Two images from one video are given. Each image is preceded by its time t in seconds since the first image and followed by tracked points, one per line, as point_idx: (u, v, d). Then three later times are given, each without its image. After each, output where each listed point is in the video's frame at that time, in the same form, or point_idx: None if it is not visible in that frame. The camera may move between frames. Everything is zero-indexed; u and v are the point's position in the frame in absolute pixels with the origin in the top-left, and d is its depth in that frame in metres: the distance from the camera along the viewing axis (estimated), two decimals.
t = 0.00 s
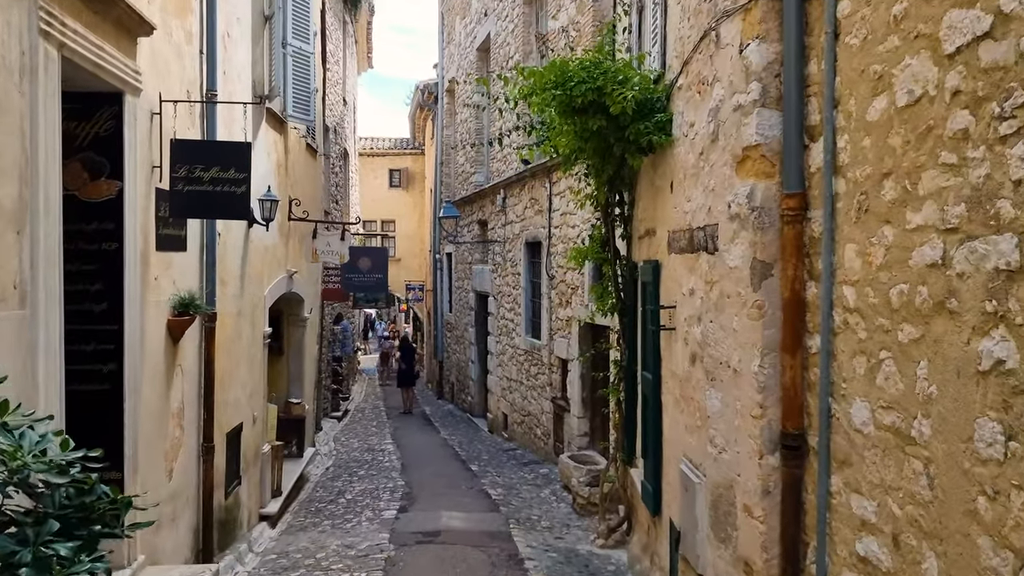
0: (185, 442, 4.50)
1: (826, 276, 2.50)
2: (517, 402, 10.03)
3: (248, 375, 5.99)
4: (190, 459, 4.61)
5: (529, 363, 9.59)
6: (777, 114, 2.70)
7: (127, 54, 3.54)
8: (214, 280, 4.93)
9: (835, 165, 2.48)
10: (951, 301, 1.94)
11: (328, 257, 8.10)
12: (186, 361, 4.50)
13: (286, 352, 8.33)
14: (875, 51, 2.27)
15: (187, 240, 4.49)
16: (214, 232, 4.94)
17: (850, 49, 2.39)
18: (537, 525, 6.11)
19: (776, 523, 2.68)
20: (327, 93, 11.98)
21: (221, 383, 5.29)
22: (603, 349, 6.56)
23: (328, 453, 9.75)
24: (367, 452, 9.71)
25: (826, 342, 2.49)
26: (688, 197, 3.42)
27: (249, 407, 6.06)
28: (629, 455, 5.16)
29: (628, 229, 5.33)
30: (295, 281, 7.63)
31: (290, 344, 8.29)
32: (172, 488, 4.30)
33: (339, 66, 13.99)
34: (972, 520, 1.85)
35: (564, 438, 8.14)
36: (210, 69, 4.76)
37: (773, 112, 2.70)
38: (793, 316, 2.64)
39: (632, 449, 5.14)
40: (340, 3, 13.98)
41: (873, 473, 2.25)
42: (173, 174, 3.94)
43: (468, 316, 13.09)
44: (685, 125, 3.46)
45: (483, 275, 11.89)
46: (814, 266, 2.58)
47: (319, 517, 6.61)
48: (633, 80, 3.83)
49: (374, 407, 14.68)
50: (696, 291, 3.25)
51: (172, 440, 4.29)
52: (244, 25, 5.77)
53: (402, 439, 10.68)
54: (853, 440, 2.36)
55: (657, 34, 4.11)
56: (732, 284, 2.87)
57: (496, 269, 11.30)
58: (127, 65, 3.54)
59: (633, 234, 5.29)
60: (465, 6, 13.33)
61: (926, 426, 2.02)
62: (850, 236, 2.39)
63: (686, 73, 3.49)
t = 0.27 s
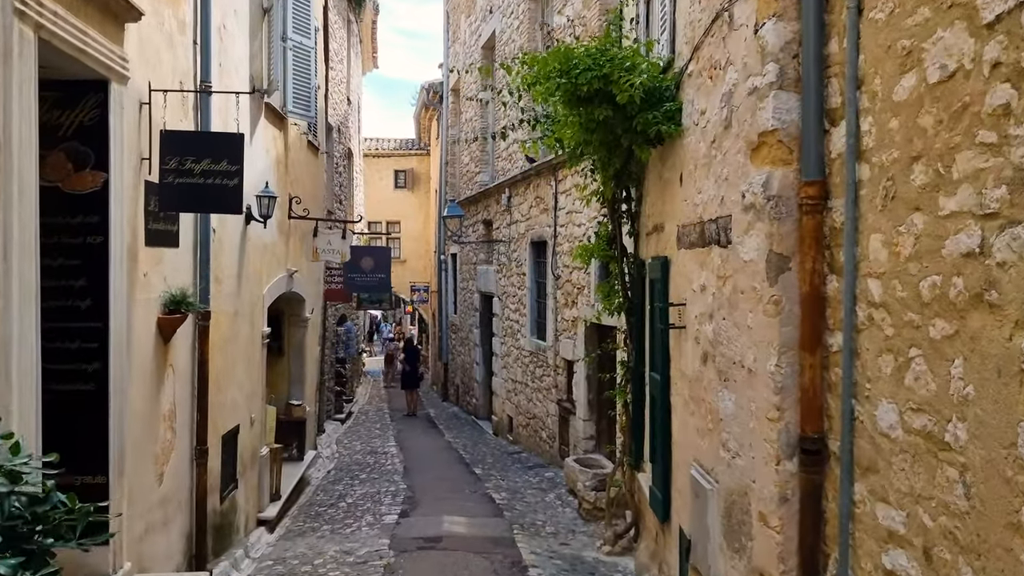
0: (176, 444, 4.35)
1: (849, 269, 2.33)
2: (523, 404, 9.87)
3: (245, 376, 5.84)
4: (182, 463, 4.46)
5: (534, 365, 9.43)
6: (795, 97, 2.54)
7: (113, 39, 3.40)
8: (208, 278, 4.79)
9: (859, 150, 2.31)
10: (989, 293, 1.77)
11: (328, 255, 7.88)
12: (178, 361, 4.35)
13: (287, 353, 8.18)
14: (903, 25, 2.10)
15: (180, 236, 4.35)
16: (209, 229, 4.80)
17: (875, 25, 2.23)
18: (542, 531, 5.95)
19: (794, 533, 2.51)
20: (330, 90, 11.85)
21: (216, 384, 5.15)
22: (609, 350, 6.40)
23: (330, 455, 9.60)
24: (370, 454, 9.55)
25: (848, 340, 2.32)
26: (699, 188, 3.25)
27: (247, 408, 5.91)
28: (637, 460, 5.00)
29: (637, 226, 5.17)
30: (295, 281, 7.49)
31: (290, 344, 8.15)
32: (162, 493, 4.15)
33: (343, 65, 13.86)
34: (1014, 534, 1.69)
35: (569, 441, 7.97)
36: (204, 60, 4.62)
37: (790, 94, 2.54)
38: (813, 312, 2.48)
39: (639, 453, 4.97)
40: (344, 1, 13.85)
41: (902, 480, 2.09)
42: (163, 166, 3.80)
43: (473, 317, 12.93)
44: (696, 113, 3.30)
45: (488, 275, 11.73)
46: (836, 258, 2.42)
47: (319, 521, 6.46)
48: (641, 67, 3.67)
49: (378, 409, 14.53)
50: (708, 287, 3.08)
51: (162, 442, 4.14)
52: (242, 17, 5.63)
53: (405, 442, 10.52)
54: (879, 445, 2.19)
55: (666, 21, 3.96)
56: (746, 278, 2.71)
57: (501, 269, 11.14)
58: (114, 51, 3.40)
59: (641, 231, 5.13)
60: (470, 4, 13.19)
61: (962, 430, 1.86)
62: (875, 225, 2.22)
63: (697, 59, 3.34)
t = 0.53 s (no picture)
0: (171, 452, 4.20)
1: (880, 269, 2.18)
2: (530, 409, 9.71)
3: (245, 381, 5.71)
4: (178, 471, 4.31)
5: (541, 369, 9.27)
6: (820, 87, 2.39)
7: (104, 30, 3.27)
8: (206, 279, 4.65)
9: (890, 141, 2.16)
10: None
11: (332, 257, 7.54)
12: (174, 365, 4.21)
13: (290, 357, 8.04)
14: (940, 4, 1.95)
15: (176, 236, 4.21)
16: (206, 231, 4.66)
17: (909, 6, 2.07)
18: (549, 540, 5.79)
19: (819, 551, 2.35)
20: (335, 91, 11.73)
21: (215, 390, 5.01)
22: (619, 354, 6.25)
23: (333, 461, 9.45)
24: (374, 460, 9.40)
25: (879, 344, 2.17)
26: (715, 185, 3.10)
27: (247, 413, 5.77)
28: (647, 468, 4.83)
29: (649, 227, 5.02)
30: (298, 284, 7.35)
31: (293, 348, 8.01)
32: (157, 503, 4.01)
33: (348, 67, 13.75)
34: None
35: (577, 447, 7.81)
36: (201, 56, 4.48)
37: (815, 83, 2.37)
38: (839, 315, 2.32)
39: (650, 461, 4.81)
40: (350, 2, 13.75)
41: (940, 496, 1.93)
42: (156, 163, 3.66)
43: (479, 320, 12.78)
44: (712, 106, 3.14)
45: (494, 278, 11.59)
46: (865, 258, 2.26)
47: (322, 529, 6.32)
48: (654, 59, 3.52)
49: (383, 413, 14.39)
50: (725, 288, 2.93)
51: (156, 450, 4.00)
52: (243, 13, 5.51)
53: (410, 447, 10.38)
54: (914, 458, 2.03)
55: (679, 13, 3.81)
56: (767, 279, 2.55)
57: (507, 272, 10.99)
58: (104, 43, 3.27)
59: (652, 232, 4.97)
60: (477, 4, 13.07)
61: (1009, 444, 1.70)
62: (909, 221, 2.06)
63: (711, 50, 3.19)
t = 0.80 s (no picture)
0: (170, 454, 4.07)
1: (920, 259, 2.02)
2: (539, 411, 9.55)
3: (248, 382, 5.57)
4: (177, 474, 4.18)
5: (551, 371, 9.12)
6: (852, 65, 2.23)
7: (97, 15, 3.14)
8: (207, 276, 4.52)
9: (931, 122, 2.00)
10: None
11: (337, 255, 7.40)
12: (172, 364, 4.08)
13: (296, 358, 7.91)
14: None
15: (175, 232, 4.08)
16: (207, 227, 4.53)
17: None
18: (560, 546, 5.64)
19: (853, 562, 2.20)
20: (342, 89, 11.62)
21: (216, 390, 4.87)
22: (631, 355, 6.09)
23: (340, 464, 9.32)
24: (381, 463, 9.26)
25: (920, 340, 2.01)
26: (736, 174, 2.95)
27: (250, 415, 5.64)
28: (662, 472, 4.68)
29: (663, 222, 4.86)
30: (304, 283, 7.21)
31: (299, 349, 7.88)
32: (154, 507, 3.87)
33: (356, 66, 13.64)
34: None
35: (588, 449, 7.66)
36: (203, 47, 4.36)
37: (848, 61, 2.22)
38: (874, 309, 2.17)
39: (665, 465, 4.65)
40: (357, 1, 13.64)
41: (990, 505, 1.77)
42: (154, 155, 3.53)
43: (487, 322, 12.64)
44: (733, 92, 2.99)
45: (503, 279, 11.44)
46: (903, 248, 2.11)
47: (327, 533, 6.18)
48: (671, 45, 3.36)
49: (391, 415, 14.26)
50: (748, 283, 2.77)
51: (154, 452, 3.86)
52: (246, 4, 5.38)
53: (418, 450, 10.24)
54: (960, 463, 1.88)
55: None
56: (795, 273, 2.39)
57: (516, 272, 10.84)
58: (98, 28, 3.14)
59: (666, 228, 4.81)
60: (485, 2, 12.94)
61: None
62: (954, 207, 1.91)
63: (732, 34, 3.03)
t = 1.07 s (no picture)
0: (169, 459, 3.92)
1: (976, 254, 1.84)
2: (550, 415, 9.38)
3: (253, 385, 5.42)
4: (176, 480, 4.03)
5: (563, 373, 8.94)
6: (896, 44, 2.06)
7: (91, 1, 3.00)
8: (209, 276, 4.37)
9: (987, 103, 1.82)
10: None
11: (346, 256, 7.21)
12: (172, 367, 3.93)
13: (303, 361, 7.77)
14: None
15: (175, 230, 3.93)
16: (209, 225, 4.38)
17: None
18: (573, 555, 5.46)
19: None
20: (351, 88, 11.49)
21: (219, 394, 4.73)
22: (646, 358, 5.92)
23: (348, 468, 9.17)
24: (390, 467, 9.11)
25: (976, 343, 1.83)
26: (765, 166, 2.77)
27: (255, 419, 5.49)
28: (681, 480, 4.50)
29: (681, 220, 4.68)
30: (311, 284, 7.07)
31: (306, 351, 7.74)
32: (153, 516, 3.73)
33: (365, 65, 13.52)
34: None
35: (601, 454, 7.48)
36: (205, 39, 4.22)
37: (892, 39, 2.05)
38: (923, 308, 1.99)
39: (684, 473, 4.47)
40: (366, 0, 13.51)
41: None
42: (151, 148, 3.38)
43: (498, 324, 12.48)
44: (760, 78, 2.82)
45: (514, 280, 11.27)
46: (955, 241, 1.93)
47: (334, 540, 6.02)
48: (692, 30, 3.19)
49: (400, 418, 14.11)
50: (778, 281, 2.60)
51: (152, 458, 3.71)
52: None
53: (428, 454, 10.08)
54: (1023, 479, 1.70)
55: None
56: (832, 269, 2.22)
57: (527, 273, 10.68)
58: (92, 14, 3.00)
59: (684, 225, 4.64)
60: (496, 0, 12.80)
61: None
62: (1014, 196, 1.73)
63: (759, 17, 2.86)
